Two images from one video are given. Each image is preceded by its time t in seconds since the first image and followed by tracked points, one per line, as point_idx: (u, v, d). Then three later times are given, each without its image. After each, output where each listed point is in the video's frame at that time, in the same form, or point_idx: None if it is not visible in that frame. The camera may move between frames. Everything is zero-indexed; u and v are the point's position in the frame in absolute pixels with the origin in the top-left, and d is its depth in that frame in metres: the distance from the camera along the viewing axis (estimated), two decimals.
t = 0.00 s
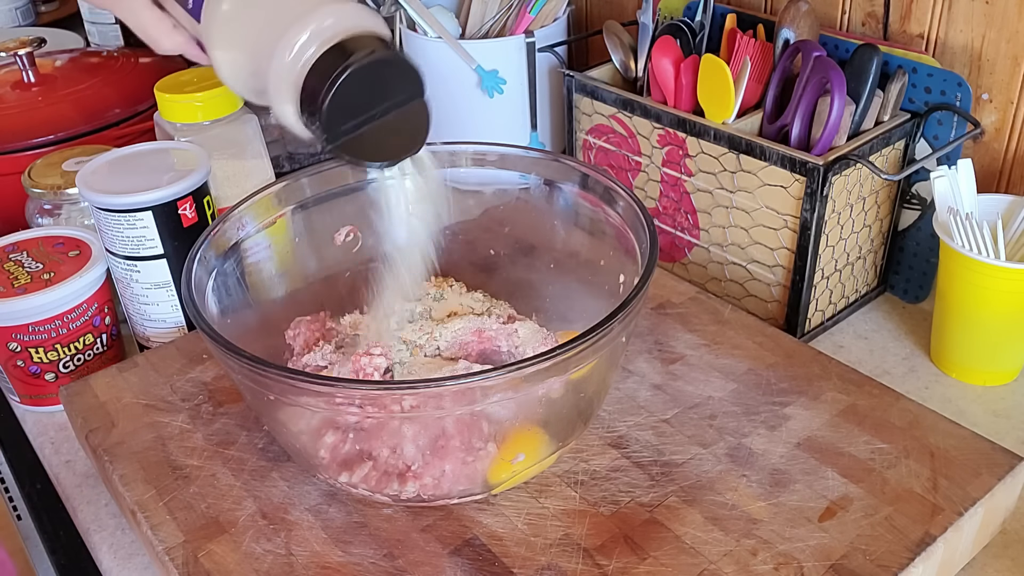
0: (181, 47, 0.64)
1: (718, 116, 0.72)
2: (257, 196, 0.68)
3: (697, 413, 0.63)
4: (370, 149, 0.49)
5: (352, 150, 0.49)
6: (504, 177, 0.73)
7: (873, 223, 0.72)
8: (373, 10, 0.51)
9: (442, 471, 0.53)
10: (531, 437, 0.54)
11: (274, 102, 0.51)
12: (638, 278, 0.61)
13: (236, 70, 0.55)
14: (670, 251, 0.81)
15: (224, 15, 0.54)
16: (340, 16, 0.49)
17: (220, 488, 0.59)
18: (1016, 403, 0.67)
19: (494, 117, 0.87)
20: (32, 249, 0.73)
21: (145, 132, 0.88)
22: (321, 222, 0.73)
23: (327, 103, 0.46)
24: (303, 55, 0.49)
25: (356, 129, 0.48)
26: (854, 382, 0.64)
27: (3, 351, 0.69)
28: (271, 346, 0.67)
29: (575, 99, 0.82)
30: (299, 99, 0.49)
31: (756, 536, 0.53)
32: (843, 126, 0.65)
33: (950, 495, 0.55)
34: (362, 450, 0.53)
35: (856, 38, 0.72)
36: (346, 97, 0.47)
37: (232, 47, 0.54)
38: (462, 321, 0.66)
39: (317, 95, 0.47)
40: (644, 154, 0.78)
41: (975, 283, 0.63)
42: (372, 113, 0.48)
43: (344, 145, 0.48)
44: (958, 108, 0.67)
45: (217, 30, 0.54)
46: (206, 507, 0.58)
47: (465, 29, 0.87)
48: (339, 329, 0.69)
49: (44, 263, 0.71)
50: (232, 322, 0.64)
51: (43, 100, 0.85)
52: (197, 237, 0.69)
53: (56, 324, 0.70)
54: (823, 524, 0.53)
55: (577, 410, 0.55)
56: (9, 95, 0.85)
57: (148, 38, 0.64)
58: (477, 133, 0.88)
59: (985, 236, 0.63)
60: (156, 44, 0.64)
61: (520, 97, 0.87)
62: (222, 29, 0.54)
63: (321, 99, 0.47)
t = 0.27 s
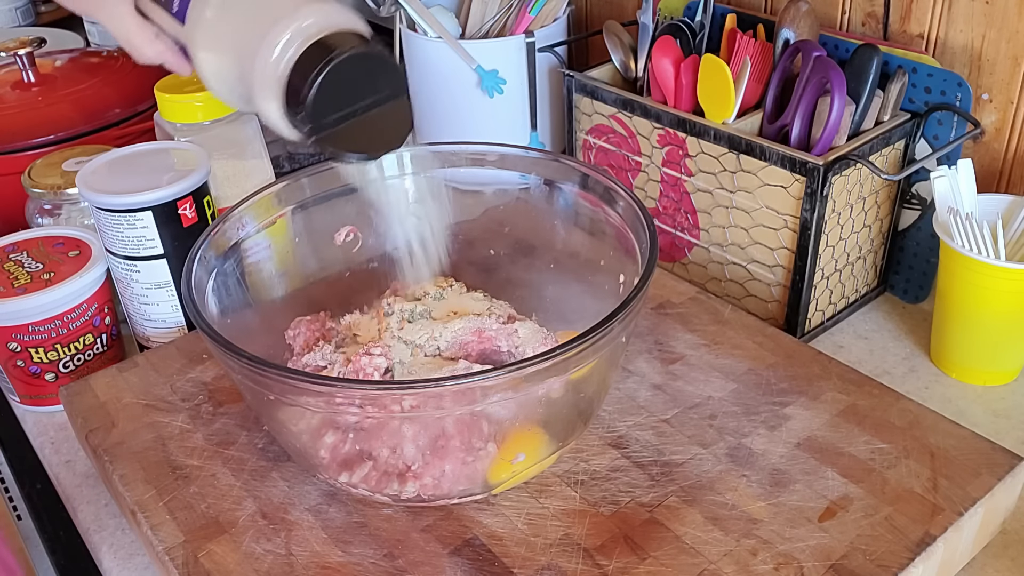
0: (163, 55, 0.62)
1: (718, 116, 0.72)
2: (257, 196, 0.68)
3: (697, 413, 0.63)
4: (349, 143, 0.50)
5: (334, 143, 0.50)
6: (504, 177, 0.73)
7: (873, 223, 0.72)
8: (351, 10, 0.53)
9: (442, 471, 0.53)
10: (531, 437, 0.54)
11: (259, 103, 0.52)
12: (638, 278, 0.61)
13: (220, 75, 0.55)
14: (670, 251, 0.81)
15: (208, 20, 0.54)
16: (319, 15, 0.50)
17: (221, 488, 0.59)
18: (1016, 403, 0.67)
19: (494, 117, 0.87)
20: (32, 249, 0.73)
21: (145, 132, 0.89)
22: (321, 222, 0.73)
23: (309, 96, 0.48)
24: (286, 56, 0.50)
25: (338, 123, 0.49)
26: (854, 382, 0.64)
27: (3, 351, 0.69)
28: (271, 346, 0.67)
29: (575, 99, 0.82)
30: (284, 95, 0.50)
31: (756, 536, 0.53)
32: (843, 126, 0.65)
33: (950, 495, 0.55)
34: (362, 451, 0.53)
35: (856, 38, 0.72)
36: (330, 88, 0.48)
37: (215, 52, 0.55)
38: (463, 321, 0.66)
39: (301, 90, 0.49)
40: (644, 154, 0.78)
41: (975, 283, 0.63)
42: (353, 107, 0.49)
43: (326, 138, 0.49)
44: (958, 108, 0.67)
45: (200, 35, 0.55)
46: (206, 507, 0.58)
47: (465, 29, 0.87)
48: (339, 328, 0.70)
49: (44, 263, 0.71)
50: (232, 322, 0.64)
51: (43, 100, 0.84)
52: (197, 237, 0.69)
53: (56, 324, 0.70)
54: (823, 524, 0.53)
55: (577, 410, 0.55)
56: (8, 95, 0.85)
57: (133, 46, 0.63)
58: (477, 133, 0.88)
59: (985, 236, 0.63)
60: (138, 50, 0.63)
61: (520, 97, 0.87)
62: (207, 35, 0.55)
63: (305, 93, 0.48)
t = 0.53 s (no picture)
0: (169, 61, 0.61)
1: (718, 116, 0.72)
2: (257, 197, 0.68)
3: (697, 413, 0.63)
4: (357, 152, 0.48)
5: (341, 151, 0.48)
6: (504, 177, 0.73)
7: (873, 223, 0.72)
8: (360, 18, 0.51)
9: (442, 471, 0.53)
10: (532, 437, 0.54)
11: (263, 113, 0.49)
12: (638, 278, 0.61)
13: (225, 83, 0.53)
14: (670, 251, 0.81)
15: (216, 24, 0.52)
16: (324, 24, 0.48)
17: (221, 488, 0.59)
18: (1016, 403, 0.67)
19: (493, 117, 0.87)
20: (32, 249, 0.73)
21: (145, 132, 0.89)
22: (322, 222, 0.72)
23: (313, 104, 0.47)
24: (290, 64, 0.48)
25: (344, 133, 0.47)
26: (854, 382, 0.64)
27: (3, 351, 0.69)
28: (271, 346, 0.67)
29: (575, 99, 0.82)
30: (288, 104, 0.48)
31: (756, 536, 0.53)
32: (843, 127, 0.65)
33: (950, 495, 0.55)
34: (362, 450, 0.53)
35: (856, 38, 0.73)
36: (335, 101, 0.46)
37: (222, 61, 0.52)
38: (463, 322, 0.66)
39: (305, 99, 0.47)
40: (644, 154, 0.78)
41: (975, 283, 0.63)
42: (358, 115, 0.47)
43: (333, 146, 0.47)
44: (958, 108, 0.67)
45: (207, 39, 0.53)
46: (206, 507, 0.58)
47: (465, 29, 0.87)
48: (340, 329, 0.69)
49: (44, 263, 0.71)
50: (232, 322, 0.63)
51: (43, 101, 0.84)
52: (197, 237, 0.69)
53: (56, 324, 0.70)
54: (823, 524, 0.53)
55: (577, 410, 0.55)
56: (8, 94, 0.85)
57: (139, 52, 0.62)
58: (477, 133, 0.88)
59: (985, 236, 0.63)
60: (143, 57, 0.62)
61: (520, 97, 0.87)
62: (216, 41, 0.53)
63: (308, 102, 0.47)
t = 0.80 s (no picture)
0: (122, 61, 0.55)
1: (718, 116, 0.72)
2: (257, 196, 0.68)
3: (697, 413, 0.63)
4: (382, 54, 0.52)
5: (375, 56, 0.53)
6: (504, 177, 0.73)
7: (873, 223, 0.72)
8: None
9: (442, 471, 0.53)
10: (532, 437, 0.54)
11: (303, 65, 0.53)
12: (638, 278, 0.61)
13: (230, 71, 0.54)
14: (670, 251, 0.81)
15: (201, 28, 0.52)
16: None
17: (221, 488, 0.59)
18: (1016, 403, 0.67)
19: (494, 116, 0.87)
20: (32, 249, 0.73)
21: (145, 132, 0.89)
22: (321, 222, 0.73)
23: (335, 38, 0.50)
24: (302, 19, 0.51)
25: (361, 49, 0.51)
26: (854, 382, 0.64)
27: (3, 351, 0.69)
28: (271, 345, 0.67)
29: (575, 99, 0.82)
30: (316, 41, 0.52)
31: (756, 536, 0.53)
32: (843, 127, 0.65)
33: (950, 495, 0.55)
34: (362, 450, 0.53)
35: (856, 38, 0.73)
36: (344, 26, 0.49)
37: (251, 76, 0.54)
38: (463, 323, 0.66)
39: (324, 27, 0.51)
40: (644, 154, 0.78)
41: (975, 284, 0.63)
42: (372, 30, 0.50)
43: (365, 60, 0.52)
44: (958, 108, 0.67)
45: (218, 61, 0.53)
46: (206, 507, 0.58)
47: (465, 29, 0.87)
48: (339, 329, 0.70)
49: (44, 263, 0.71)
50: (232, 322, 0.63)
51: (43, 99, 0.85)
52: (197, 237, 0.69)
53: (56, 324, 0.70)
54: (823, 524, 0.53)
55: (577, 410, 0.55)
56: (8, 95, 0.85)
57: (106, 76, 0.56)
58: (477, 133, 0.88)
59: (985, 236, 0.63)
60: (93, 61, 0.55)
61: (520, 97, 0.87)
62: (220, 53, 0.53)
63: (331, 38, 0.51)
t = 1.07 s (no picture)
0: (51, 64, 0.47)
1: (718, 115, 0.72)
2: (257, 196, 0.68)
3: (697, 413, 0.63)
4: None
5: None
6: (504, 177, 0.73)
7: (873, 223, 0.72)
8: None
9: (442, 471, 0.53)
10: (531, 437, 0.54)
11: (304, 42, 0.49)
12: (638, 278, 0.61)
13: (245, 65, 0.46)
14: (670, 252, 0.81)
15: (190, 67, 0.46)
16: None
17: (221, 488, 0.59)
18: (1016, 403, 0.67)
19: (494, 116, 0.87)
20: (32, 249, 0.73)
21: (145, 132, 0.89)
22: (321, 222, 0.73)
23: None
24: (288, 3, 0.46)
25: None
26: (854, 382, 0.64)
27: (3, 351, 0.69)
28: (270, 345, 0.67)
29: (575, 99, 0.82)
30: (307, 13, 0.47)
31: (756, 536, 0.53)
32: (843, 126, 0.65)
33: (950, 495, 0.55)
34: (362, 451, 0.53)
35: (856, 38, 0.73)
36: None
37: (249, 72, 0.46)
38: (463, 321, 0.65)
39: None
40: (644, 154, 0.78)
41: (975, 284, 0.63)
42: None
43: None
44: (958, 108, 0.67)
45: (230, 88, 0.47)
46: (206, 507, 0.58)
47: (465, 29, 0.87)
48: (339, 328, 0.68)
49: (44, 263, 0.71)
50: (232, 321, 0.64)
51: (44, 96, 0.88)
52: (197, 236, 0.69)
53: (56, 324, 0.70)
54: (823, 524, 0.53)
55: (577, 410, 0.55)
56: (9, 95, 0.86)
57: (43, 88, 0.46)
58: (477, 133, 0.88)
59: (985, 236, 0.63)
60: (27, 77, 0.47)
61: (520, 97, 0.87)
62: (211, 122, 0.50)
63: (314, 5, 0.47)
